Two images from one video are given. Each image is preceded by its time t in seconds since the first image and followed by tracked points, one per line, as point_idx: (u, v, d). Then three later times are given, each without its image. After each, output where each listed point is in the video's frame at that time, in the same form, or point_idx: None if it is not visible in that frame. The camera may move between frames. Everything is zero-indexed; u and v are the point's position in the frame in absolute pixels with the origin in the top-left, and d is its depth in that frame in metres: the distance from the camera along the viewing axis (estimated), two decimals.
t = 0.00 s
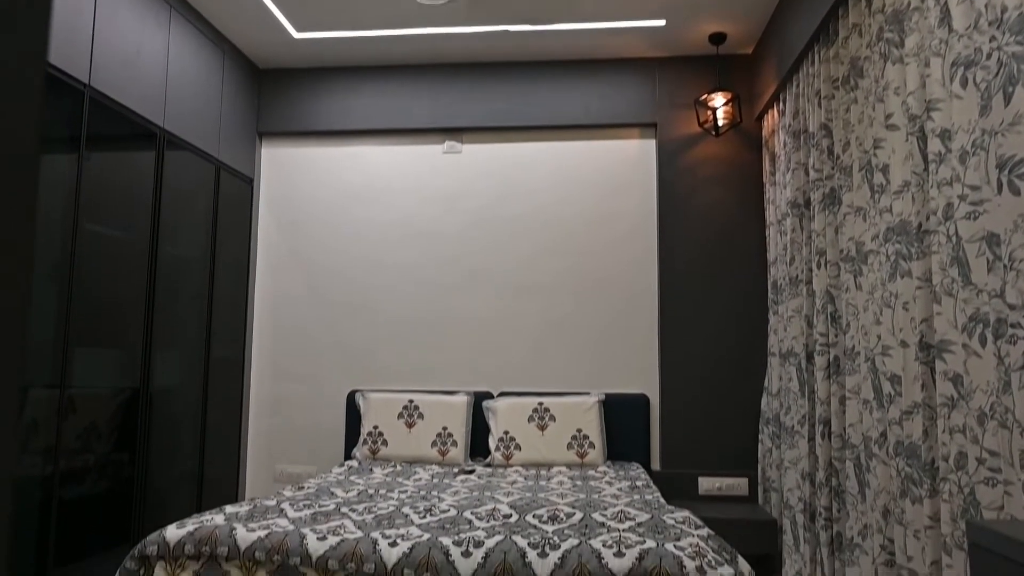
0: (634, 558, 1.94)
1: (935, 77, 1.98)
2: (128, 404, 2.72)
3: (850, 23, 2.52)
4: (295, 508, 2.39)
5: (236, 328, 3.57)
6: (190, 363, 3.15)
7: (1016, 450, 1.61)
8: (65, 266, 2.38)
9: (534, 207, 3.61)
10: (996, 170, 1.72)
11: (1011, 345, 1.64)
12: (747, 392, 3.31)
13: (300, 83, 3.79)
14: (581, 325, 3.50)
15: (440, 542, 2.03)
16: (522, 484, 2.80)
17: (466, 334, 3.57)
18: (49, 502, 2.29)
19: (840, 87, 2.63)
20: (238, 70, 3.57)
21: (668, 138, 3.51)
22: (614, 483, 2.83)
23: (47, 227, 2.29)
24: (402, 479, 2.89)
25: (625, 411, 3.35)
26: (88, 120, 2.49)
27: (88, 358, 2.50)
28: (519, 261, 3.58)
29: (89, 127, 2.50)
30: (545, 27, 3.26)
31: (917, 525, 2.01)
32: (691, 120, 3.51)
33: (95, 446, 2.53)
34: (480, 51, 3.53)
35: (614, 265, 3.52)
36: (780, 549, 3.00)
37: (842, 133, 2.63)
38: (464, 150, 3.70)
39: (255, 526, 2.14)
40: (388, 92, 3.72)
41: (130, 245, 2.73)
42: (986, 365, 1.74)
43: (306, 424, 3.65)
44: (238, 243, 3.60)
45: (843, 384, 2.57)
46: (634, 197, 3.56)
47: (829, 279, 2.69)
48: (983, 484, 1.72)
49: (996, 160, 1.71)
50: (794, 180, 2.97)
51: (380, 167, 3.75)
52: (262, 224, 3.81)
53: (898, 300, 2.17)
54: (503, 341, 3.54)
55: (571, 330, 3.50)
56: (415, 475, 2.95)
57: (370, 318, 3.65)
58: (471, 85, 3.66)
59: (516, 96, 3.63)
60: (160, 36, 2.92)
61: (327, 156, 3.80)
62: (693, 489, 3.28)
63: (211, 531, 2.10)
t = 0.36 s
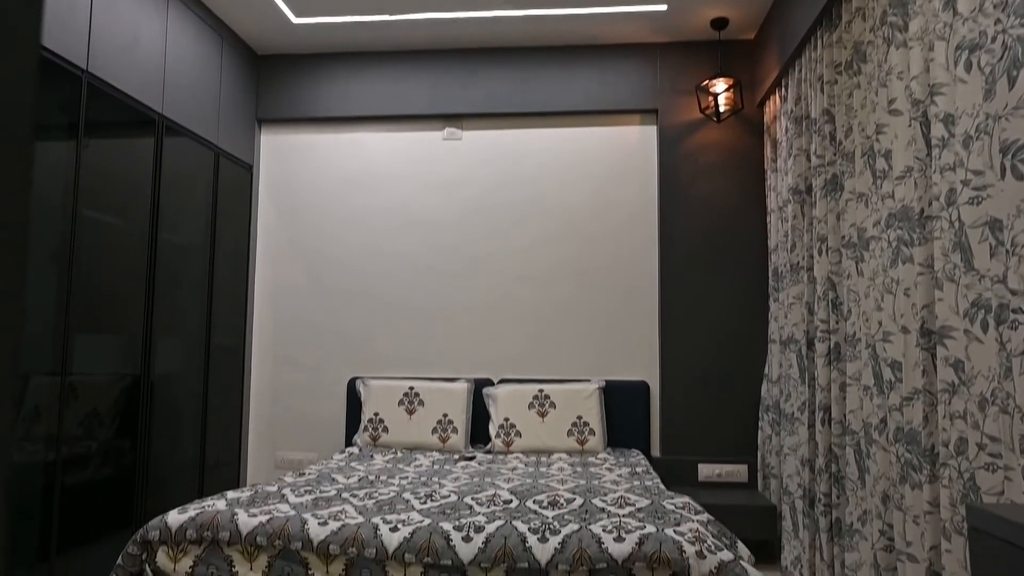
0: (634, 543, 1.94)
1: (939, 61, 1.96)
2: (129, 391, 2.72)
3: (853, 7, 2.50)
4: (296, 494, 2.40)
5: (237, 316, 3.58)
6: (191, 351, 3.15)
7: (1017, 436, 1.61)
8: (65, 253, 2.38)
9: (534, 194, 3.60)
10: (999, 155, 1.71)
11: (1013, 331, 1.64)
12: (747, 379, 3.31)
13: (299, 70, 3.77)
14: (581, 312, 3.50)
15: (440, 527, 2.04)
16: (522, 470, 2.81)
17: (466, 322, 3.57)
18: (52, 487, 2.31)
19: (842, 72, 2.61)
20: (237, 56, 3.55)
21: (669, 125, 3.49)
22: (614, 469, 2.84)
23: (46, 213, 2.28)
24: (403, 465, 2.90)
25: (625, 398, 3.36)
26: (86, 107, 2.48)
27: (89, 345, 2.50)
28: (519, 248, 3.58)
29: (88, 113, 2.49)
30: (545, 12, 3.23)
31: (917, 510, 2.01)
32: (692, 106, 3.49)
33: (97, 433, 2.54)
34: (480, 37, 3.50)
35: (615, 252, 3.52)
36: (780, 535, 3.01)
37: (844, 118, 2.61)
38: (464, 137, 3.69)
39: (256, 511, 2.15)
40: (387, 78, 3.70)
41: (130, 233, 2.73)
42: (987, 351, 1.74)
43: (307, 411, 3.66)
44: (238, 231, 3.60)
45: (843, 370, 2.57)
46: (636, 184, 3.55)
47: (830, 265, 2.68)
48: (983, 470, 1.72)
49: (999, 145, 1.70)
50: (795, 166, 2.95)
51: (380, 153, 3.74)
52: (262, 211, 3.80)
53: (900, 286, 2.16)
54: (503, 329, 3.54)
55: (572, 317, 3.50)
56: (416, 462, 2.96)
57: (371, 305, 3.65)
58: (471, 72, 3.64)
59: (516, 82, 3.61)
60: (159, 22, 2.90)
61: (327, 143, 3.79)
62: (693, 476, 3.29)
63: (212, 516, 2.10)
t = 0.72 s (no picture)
0: (634, 531, 1.95)
1: (942, 47, 1.94)
2: (130, 380, 2.72)
3: None
4: (297, 483, 2.40)
5: (237, 305, 3.57)
6: (191, 340, 3.15)
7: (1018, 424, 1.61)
8: (63, 243, 2.37)
9: (535, 183, 3.59)
10: (1002, 142, 1.70)
11: (1015, 319, 1.64)
12: (747, 368, 3.32)
13: (298, 58, 3.75)
14: (581, 302, 3.50)
15: (440, 515, 2.05)
16: (522, 459, 2.82)
17: (466, 312, 3.57)
18: (53, 476, 2.31)
19: (844, 59, 2.60)
20: (235, 44, 3.53)
21: (670, 113, 3.47)
22: (614, 458, 2.84)
23: (44, 201, 2.28)
24: (403, 455, 2.91)
25: (626, 387, 3.37)
26: (84, 96, 2.47)
27: (89, 334, 2.50)
28: (520, 237, 3.57)
29: (86, 102, 2.48)
30: None
31: (916, 498, 2.01)
32: (693, 94, 3.47)
33: (98, 422, 2.54)
34: (480, 25, 3.48)
35: (615, 242, 3.51)
36: (779, 523, 3.02)
37: (846, 106, 2.60)
38: (463, 126, 3.67)
39: (257, 499, 2.16)
40: (386, 67, 3.68)
41: (129, 222, 2.72)
42: (988, 340, 1.73)
43: (307, 400, 3.66)
44: (237, 220, 3.59)
45: (843, 359, 2.57)
46: (636, 173, 3.54)
47: (831, 254, 2.68)
48: (983, 458, 1.72)
49: (1002, 132, 1.69)
50: (797, 155, 2.94)
51: (380, 142, 3.72)
52: (261, 201, 3.79)
53: (900, 274, 2.16)
54: (503, 318, 3.54)
55: (572, 307, 3.50)
56: (417, 451, 2.96)
57: (371, 295, 3.65)
58: (470, 60, 3.62)
59: (516, 70, 3.59)
60: (156, 9, 2.87)
61: (326, 131, 3.77)
62: (693, 465, 3.30)
63: (213, 504, 2.10)
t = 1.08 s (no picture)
0: (634, 520, 1.95)
1: (944, 36, 1.93)
2: (130, 371, 2.72)
3: None
4: (297, 473, 2.41)
5: (237, 297, 3.57)
6: (191, 332, 3.15)
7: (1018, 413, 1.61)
8: (62, 233, 2.36)
9: (535, 174, 3.58)
10: (1004, 131, 1.69)
11: (1016, 308, 1.64)
12: (747, 360, 3.32)
13: (297, 49, 3.73)
14: (581, 293, 3.50)
15: (441, 505, 2.05)
16: (523, 450, 2.82)
17: (466, 303, 3.57)
18: (53, 468, 2.31)
19: (846, 49, 2.58)
20: (234, 34, 3.51)
21: (671, 104, 3.46)
22: (614, 448, 2.85)
23: (43, 192, 2.27)
24: (404, 445, 2.91)
25: (626, 378, 3.37)
26: (82, 86, 2.45)
27: (88, 325, 2.49)
28: (520, 228, 3.57)
29: (83, 92, 2.46)
30: None
31: (915, 488, 2.01)
32: (694, 85, 3.46)
33: (98, 413, 2.55)
34: (480, 14, 3.46)
35: (615, 232, 3.51)
36: (778, 513, 3.03)
37: (847, 96, 2.58)
38: (463, 116, 3.66)
39: (257, 489, 2.16)
40: (385, 57, 3.66)
41: (128, 213, 2.71)
42: (988, 330, 1.73)
43: (308, 392, 3.66)
44: (236, 211, 3.58)
45: (843, 350, 2.57)
46: (637, 163, 3.53)
47: (832, 245, 2.67)
48: (983, 448, 1.72)
49: (1004, 121, 1.68)
50: (798, 146, 2.93)
51: (379, 133, 3.71)
52: (261, 191, 3.78)
53: (901, 265, 2.15)
54: (504, 309, 3.54)
55: (572, 297, 3.50)
56: (417, 442, 2.97)
57: (371, 286, 3.64)
58: (470, 50, 3.60)
59: (516, 60, 3.57)
60: None
61: (326, 122, 3.76)
62: (693, 456, 3.31)
63: (214, 494, 2.10)
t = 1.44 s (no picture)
0: (634, 511, 1.95)
1: (947, 25, 1.91)
2: (131, 363, 2.73)
3: None
4: (298, 464, 2.41)
5: (237, 289, 3.57)
6: (191, 324, 3.15)
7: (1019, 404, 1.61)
8: (62, 225, 2.36)
9: (535, 166, 3.57)
10: (1006, 121, 1.68)
11: (1017, 298, 1.63)
12: (747, 351, 3.32)
13: (297, 39, 3.71)
14: (582, 284, 3.50)
15: (442, 495, 2.04)
16: (523, 441, 2.83)
17: (467, 294, 3.57)
18: (55, 459, 2.32)
19: (848, 38, 2.57)
20: (233, 25, 3.49)
21: (672, 94, 3.45)
22: (614, 440, 2.85)
23: (41, 183, 2.27)
24: (404, 436, 2.91)
25: (626, 370, 3.37)
26: (81, 77, 2.45)
27: (88, 317, 2.49)
28: (521, 219, 3.56)
29: (83, 83, 2.46)
30: None
31: (915, 478, 2.01)
32: (695, 75, 3.44)
33: (100, 405, 2.55)
34: (480, 5, 3.44)
35: (616, 224, 3.50)
36: (778, 504, 3.04)
37: (849, 86, 2.57)
38: (463, 108, 3.65)
39: (258, 480, 2.16)
40: (385, 47, 3.65)
41: (128, 205, 2.71)
42: (989, 321, 1.73)
43: (308, 383, 3.67)
44: (236, 203, 3.57)
45: (844, 341, 2.57)
46: (637, 155, 3.52)
47: (833, 236, 2.67)
48: (983, 438, 1.72)
49: (1007, 110, 1.68)
50: (799, 136, 2.92)
51: (379, 125, 3.70)
52: (261, 183, 3.78)
53: (903, 256, 2.14)
54: (504, 300, 3.54)
55: (572, 289, 3.50)
56: (417, 433, 2.97)
57: (371, 278, 3.64)
58: (470, 40, 3.58)
59: (516, 51, 3.56)
60: None
61: (326, 113, 3.75)
62: (693, 447, 3.31)
63: (214, 485, 2.10)
